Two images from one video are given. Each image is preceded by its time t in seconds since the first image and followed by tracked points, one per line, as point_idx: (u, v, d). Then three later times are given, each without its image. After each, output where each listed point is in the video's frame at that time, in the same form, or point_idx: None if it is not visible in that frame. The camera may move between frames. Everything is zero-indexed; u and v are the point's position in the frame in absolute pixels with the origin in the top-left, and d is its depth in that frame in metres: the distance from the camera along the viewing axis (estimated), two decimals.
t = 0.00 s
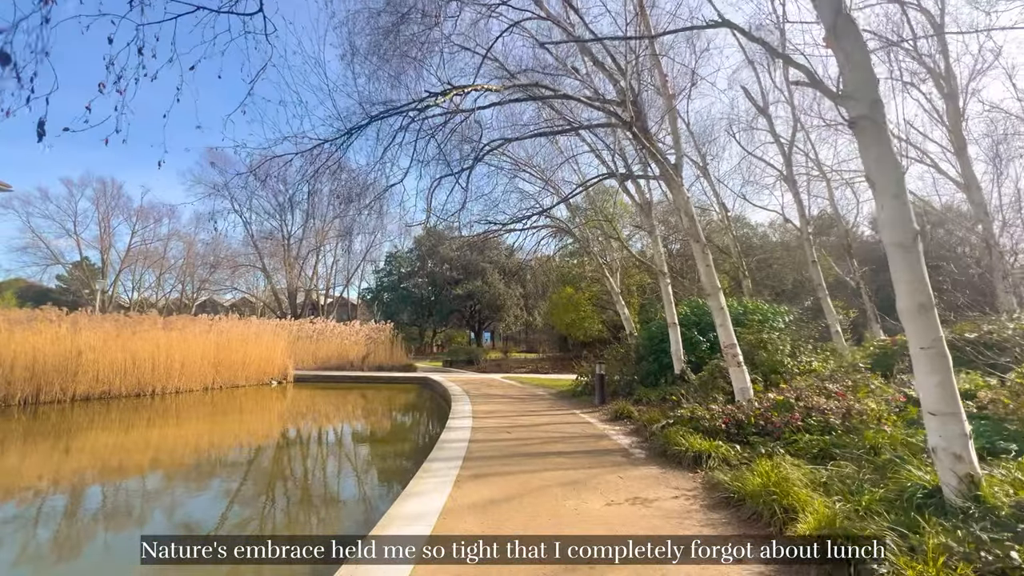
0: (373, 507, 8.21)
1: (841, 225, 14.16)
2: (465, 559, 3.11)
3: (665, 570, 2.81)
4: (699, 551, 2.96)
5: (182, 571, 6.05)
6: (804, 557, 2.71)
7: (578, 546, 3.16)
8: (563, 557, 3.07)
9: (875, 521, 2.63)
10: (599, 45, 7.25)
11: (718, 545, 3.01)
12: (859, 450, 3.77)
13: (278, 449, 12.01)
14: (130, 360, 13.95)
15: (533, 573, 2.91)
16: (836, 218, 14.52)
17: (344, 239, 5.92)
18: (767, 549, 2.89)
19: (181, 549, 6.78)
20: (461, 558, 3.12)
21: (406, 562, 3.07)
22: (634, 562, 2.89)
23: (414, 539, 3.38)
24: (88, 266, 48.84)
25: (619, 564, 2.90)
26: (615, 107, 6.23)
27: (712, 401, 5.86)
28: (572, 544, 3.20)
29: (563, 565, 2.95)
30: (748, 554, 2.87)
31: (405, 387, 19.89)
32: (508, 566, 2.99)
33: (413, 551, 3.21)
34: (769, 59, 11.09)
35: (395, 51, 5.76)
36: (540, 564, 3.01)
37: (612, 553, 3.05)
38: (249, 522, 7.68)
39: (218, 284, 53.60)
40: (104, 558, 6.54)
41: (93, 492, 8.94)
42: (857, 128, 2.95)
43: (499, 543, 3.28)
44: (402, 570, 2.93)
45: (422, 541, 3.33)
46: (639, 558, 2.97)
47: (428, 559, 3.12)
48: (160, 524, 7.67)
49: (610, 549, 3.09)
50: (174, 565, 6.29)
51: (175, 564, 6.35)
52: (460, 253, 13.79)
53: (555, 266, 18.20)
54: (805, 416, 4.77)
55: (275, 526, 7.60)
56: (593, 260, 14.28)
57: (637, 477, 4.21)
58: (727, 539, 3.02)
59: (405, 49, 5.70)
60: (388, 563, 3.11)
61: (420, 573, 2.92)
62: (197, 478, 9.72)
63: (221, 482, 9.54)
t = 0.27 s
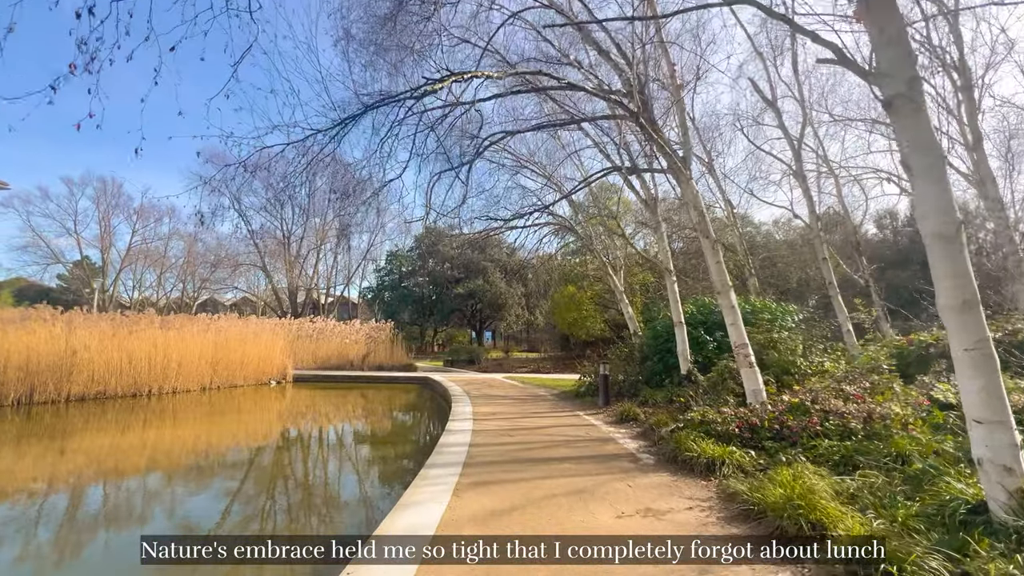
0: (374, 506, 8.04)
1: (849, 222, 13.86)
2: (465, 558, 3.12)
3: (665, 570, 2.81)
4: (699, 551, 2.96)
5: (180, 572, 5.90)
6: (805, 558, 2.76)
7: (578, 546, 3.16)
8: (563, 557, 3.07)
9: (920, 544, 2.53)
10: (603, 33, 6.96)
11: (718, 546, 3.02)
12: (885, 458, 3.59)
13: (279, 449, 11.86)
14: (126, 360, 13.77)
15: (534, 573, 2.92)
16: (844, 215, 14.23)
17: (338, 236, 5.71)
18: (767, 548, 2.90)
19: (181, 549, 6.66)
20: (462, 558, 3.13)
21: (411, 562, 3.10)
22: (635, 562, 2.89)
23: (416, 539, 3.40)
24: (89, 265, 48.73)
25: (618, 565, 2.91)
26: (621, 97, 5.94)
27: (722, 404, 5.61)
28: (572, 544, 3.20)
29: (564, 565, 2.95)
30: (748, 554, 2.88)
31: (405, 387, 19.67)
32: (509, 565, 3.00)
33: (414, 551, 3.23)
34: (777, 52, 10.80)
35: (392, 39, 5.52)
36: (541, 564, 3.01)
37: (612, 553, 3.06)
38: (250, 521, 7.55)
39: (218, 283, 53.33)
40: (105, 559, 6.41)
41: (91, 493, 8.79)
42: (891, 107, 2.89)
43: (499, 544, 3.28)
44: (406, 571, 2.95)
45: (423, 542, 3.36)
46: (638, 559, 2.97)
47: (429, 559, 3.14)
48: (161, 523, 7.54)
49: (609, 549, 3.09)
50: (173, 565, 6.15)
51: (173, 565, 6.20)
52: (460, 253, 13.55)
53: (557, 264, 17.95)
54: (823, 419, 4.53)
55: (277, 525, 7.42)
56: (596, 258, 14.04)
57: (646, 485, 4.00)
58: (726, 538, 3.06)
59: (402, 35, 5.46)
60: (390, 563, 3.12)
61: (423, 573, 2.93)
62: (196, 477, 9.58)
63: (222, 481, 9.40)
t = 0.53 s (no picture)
0: (375, 506, 7.82)
1: (858, 219, 13.55)
2: (464, 559, 3.03)
3: (668, 571, 2.76)
4: (699, 551, 2.92)
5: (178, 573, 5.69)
6: (806, 558, 2.71)
7: (578, 545, 3.10)
8: (563, 557, 3.00)
9: (983, 571, 2.24)
10: (608, 13, 6.57)
11: (717, 545, 2.98)
12: (921, 466, 3.33)
13: (279, 448, 11.64)
14: (121, 359, 13.53)
15: (535, 573, 2.85)
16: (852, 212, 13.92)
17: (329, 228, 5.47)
18: (767, 549, 2.87)
19: (182, 549, 6.46)
20: (461, 558, 3.04)
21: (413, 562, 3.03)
22: (636, 562, 2.83)
23: (417, 539, 3.32)
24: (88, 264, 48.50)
25: (619, 565, 2.84)
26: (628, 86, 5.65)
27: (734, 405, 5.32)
28: (572, 543, 3.13)
29: (564, 564, 2.89)
30: (748, 554, 2.84)
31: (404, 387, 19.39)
32: (508, 566, 2.92)
33: (414, 551, 3.15)
34: (786, 42, 10.49)
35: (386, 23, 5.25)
36: (541, 565, 2.94)
37: (612, 553, 2.99)
38: (251, 521, 7.33)
39: (218, 282, 53.05)
40: (101, 560, 6.19)
41: (86, 493, 8.57)
42: (942, 73, 2.78)
43: (499, 543, 3.19)
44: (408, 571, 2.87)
45: (423, 542, 3.26)
46: (639, 558, 2.92)
47: (429, 559, 3.06)
48: (160, 524, 7.33)
49: (609, 549, 3.03)
50: (172, 565, 5.97)
51: (172, 565, 5.99)
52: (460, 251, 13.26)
53: (558, 262, 17.65)
54: (845, 422, 4.26)
55: (278, 526, 7.22)
56: (599, 256, 13.76)
57: (658, 494, 3.73)
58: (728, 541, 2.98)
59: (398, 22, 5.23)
60: (390, 563, 3.04)
61: (425, 574, 2.86)
62: (193, 477, 9.35)
63: (222, 480, 9.18)
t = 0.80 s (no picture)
0: (375, 506, 7.65)
1: (865, 217, 13.30)
2: (464, 559, 3.04)
3: (668, 571, 2.79)
4: (699, 551, 2.95)
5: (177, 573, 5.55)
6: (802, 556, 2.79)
7: (578, 545, 3.11)
8: (563, 557, 3.02)
9: None
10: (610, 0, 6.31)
11: (717, 545, 3.02)
12: (952, 479, 3.12)
13: (278, 449, 11.46)
14: (115, 360, 13.32)
15: (535, 573, 2.86)
16: (857, 210, 13.68)
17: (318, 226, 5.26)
18: (767, 549, 2.92)
19: (182, 549, 6.33)
20: (461, 558, 3.05)
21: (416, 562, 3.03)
22: (635, 562, 2.85)
23: (418, 539, 3.31)
24: (87, 264, 48.35)
25: (619, 565, 2.86)
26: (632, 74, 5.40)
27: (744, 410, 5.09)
28: (572, 543, 3.15)
29: (564, 564, 2.91)
30: (747, 554, 2.89)
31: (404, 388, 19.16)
32: (509, 566, 2.92)
33: (414, 551, 3.14)
34: (791, 36, 10.25)
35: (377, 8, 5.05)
36: (542, 565, 2.95)
37: (612, 552, 3.01)
38: (251, 521, 7.18)
39: (218, 283, 52.77)
40: (100, 561, 6.05)
41: (81, 495, 8.39)
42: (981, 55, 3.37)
43: (498, 543, 3.20)
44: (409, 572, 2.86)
45: (423, 541, 3.27)
46: (639, 556, 2.96)
47: (430, 559, 3.06)
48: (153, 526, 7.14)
49: (609, 549, 3.05)
50: (172, 565, 5.85)
51: (172, 566, 5.85)
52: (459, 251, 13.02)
53: (559, 262, 17.43)
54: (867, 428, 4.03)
55: (278, 526, 7.06)
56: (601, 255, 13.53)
57: (668, 508, 3.52)
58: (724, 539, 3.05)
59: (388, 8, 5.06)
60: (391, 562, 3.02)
61: (426, 573, 2.87)
62: (188, 479, 9.16)
63: (221, 481, 9.00)
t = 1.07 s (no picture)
0: (375, 507, 7.47)
1: (874, 214, 13.01)
2: (464, 558, 3.05)
3: (669, 570, 2.78)
4: (699, 551, 2.95)
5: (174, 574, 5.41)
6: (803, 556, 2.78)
7: (578, 545, 3.12)
8: (563, 556, 3.02)
9: None
10: None
11: (717, 545, 3.01)
12: (994, 491, 2.90)
13: (277, 449, 11.29)
14: (109, 361, 13.10)
15: (535, 572, 2.86)
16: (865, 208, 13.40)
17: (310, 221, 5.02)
18: (767, 549, 2.91)
19: (183, 548, 6.21)
20: (461, 558, 3.06)
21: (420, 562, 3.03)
22: (635, 561, 2.86)
23: (418, 538, 3.33)
24: (87, 265, 48.26)
25: (620, 565, 2.86)
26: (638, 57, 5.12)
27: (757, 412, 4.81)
28: (572, 544, 3.16)
29: (564, 564, 2.91)
30: (748, 554, 2.87)
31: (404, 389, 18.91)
32: (509, 565, 2.92)
33: (414, 551, 3.15)
34: (799, 27, 9.97)
35: None
36: (542, 564, 2.95)
37: (612, 553, 3.02)
38: (252, 520, 7.04)
39: (217, 283, 52.45)
40: (97, 561, 5.88)
41: (72, 497, 8.19)
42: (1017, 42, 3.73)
43: (498, 543, 3.20)
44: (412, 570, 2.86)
45: (424, 541, 3.28)
46: (638, 555, 2.97)
47: (430, 560, 3.07)
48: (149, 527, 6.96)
49: (609, 549, 3.06)
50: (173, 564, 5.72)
51: (170, 566, 5.71)
52: (459, 251, 12.74)
53: (561, 261, 17.18)
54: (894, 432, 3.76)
55: (277, 525, 6.90)
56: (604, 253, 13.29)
57: (681, 520, 3.28)
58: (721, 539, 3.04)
59: None
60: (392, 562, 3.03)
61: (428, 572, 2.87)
62: (183, 480, 8.96)
63: (221, 482, 8.81)
